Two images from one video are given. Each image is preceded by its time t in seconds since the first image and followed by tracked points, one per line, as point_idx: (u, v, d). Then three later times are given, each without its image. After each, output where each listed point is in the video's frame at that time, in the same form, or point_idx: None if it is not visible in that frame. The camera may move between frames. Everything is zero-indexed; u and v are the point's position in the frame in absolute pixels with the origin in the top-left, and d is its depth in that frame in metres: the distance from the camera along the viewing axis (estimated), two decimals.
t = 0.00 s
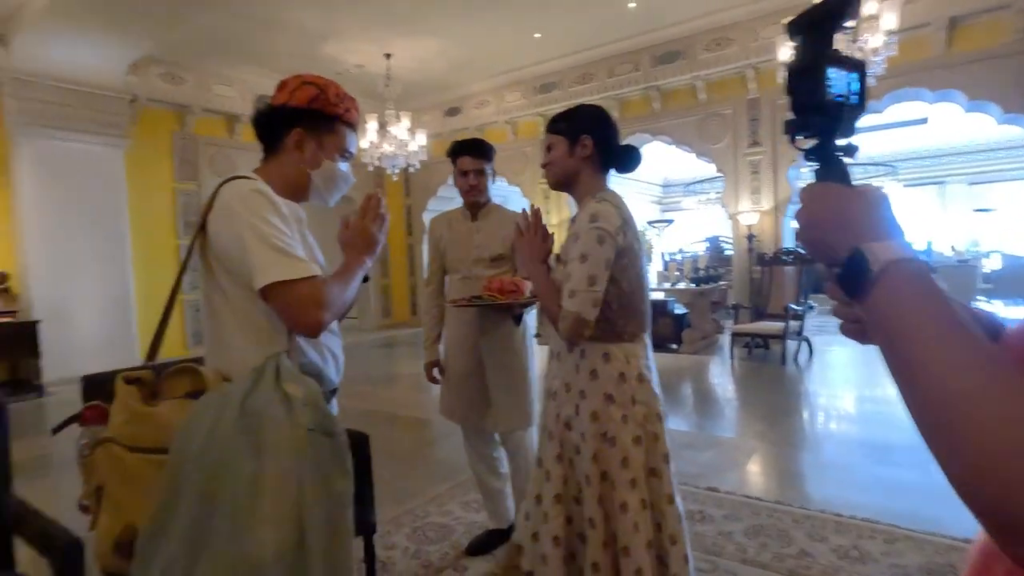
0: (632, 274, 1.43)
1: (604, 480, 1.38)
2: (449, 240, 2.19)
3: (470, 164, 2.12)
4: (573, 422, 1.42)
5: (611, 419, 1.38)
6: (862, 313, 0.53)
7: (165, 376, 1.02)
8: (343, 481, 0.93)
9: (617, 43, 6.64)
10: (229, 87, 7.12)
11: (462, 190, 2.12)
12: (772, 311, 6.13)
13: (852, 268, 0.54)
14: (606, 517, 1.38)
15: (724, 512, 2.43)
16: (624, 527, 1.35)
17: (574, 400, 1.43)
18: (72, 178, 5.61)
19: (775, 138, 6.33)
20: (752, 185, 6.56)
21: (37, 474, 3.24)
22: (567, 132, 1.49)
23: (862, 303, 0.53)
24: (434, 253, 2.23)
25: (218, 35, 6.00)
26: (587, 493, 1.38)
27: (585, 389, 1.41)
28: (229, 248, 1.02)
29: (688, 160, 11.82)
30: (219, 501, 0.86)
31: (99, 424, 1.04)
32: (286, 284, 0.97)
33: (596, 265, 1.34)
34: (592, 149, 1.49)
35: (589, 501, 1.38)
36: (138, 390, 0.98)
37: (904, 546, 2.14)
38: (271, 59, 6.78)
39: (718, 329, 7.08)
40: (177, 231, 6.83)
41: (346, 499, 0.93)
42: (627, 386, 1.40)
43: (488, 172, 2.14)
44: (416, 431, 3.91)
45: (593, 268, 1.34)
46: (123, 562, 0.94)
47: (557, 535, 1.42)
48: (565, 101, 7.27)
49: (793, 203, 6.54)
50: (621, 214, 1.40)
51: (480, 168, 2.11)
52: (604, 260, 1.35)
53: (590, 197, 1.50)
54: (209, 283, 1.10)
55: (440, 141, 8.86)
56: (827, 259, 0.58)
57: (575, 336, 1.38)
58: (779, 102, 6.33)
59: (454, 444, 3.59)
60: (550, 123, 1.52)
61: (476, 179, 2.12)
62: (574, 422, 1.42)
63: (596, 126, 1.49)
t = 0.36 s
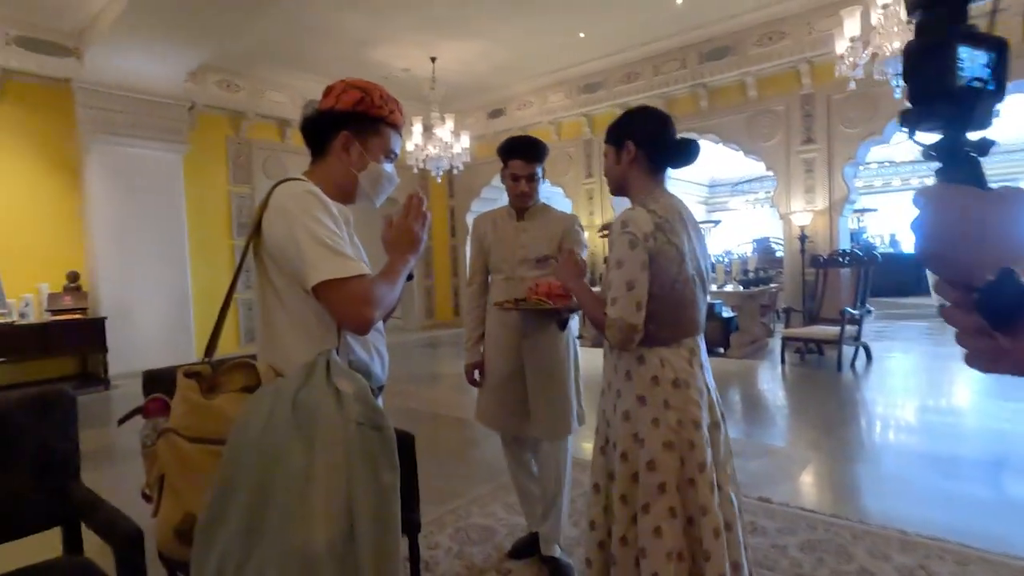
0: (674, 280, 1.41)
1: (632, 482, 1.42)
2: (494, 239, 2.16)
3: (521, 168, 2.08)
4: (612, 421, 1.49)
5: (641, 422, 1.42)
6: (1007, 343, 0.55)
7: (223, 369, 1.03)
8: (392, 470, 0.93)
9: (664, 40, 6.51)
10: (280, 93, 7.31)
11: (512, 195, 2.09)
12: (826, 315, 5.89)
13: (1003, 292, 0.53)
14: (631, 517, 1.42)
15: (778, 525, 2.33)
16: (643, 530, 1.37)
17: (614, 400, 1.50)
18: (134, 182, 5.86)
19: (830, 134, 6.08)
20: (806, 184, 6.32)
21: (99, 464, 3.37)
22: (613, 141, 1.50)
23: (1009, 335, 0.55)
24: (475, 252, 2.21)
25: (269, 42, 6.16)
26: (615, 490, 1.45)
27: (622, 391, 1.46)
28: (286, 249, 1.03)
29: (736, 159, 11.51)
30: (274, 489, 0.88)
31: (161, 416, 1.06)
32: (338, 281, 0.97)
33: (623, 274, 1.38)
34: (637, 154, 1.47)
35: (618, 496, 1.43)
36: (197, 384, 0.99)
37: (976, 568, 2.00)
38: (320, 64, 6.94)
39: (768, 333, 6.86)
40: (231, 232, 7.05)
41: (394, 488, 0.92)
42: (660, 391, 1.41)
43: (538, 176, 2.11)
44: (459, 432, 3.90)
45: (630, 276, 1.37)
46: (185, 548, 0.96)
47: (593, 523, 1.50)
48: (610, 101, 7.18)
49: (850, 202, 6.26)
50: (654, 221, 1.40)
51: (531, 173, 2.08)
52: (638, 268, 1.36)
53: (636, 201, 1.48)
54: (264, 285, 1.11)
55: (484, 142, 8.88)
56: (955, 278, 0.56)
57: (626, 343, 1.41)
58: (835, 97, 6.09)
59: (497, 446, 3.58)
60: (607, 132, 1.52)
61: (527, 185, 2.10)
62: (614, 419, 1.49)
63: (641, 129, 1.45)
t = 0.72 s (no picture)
0: (724, 293, 1.36)
1: (655, 481, 1.36)
2: (511, 242, 2.10)
3: (542, 168, 2.03)
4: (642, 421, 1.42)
5: (676, 426, 1.35)
6: None
7: (233, 378, 1.01)
8: (385, 473, 0.89)
9: (688, 40, 6.41)
10: (304, 98, 7.37)
11: (533, 194, 2.03)
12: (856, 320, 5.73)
13: None
14: (651, 514, 1.37)
15: (810, 541, 2.24)
16: (666, 527, 1.33)
17: (646, 401, 1.43)
18: (161, 186, 5.93)
19: (861, 135, 5.91)
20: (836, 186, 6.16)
21: (123, 465, 3.40)
22: (659, 152, 1.43)
23: None
24: (489, 258, 2.15)
25: (292, 46, 6.21)
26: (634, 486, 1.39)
27: (657, 392, 1.40)
28: (280, 259, 0.97)
29: (762, 160, 11.31)
30: (267, 492, 0.85)
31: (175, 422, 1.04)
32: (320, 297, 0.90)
33: (669, 281, 1.32)
34: (688, 168, 1.41)
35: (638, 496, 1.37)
36: (204, 394, 0.97)
37: None
38: (342, 69, 6.97)
39: (795, 338, 6.71)
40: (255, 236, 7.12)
41: (386, 505, 0.88)
42: (698, 398, 1.35)
43: (561, 177, 2.05)
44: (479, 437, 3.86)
45: (670, 284, 1.32)
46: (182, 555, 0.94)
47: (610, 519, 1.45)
48: (633, 102, 7.09)
49: (881, 204, 6.09)
50: (709, 233, 1.34)
51: (555, 174, 2.03)
52: (684, 279, 1.31)
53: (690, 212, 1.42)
54: (270, 295, 1.07)
55: (506, 145, 8.86)
56: None
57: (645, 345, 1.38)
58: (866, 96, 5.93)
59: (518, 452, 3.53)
60: (655, 141, 1.45)
61: (550, 186, 2.04)
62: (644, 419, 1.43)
63: (697, 143, 1.39)
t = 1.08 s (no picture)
0: (763, 291, 1.32)
1: (692, 485, 1.30)
2: (517, 243, 2.06)
3: (545, 163, 1.98)
4: (674, 423, 1.36)
5: (711, 428, 1.29)
6: None
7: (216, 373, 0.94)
8: (277, 512, 0.73)
9: (711, 36, 6.29)
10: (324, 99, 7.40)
11: (535, 191, 1.99)
12: (885, 321, 5.57)
13: None
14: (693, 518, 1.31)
15: (839, 553, 2.15)
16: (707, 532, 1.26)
17: (678, 404, 1.37)
18: (184, 187, 5.97)
19: (890, 131, 5.75)
20: (863, 183, 6.00)
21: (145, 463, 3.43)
22: (687, 148, 1.37)
23: None
24: (492, 261, 2.12)
25: (312, 49, 6.24)
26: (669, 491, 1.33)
27: (691, 394, 1.34)
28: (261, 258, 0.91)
29: (786, 158, 11.10)
30: (173, 503, 0.74)
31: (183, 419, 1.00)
32: (288, 300, 0.83)
33: (713, 278, 1.26)
34: (718, 167, 1.36)
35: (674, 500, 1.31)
36: (180, 389, 0.92)
37: None
38: (361, 70, 6.98)
39: (820, 339, 6.55)
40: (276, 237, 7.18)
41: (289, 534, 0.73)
42: (734, 399, 1.29)
43: (563, 172, 1.99)
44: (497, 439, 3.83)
45: (710, 279, 1.26)
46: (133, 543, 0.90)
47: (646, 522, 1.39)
48: (654, 100, 6.99)
49: (911, 202, 5.91)
50: (748, 228, 1.29)
51: (556, 168, 1.97)
52: (723, 275, 1.26)
53: (725, 207, 1.37)
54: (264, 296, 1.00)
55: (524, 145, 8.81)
56: None
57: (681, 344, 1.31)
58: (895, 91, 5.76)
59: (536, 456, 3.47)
60: (679, 138, 1.39)
61: (550, 180, 1.98)
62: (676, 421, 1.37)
63: (731, 138, 1.34)
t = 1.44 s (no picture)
0: (772, 289, 1.27)
1: (705, 492, 1.25)
2: (520, 242, 2.02)
3: (546, 159, 1.95)
4: (683, 428, 1.31)
5: (724, 432, 1.24)
6: None
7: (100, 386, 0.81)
8: (75, 561, 0.61)
9: (720, 34, 6.23)
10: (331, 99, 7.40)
11: (535, 187, 1.96)
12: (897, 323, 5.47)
13: None
14: (710, 529, 1.26)
15: (848, 561, 2.10)
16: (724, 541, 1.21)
17: (687, 408, 1.32)
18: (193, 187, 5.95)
19: (902, 129, 5.65)
20: (874, 183, 5.90)
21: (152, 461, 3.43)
22: (690, 145, 1.33)
23: None
24: (497, 259, 2.07)
25: (319, 49, 6.24)
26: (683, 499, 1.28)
27: (700, 398, 1.28)
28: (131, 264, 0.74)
29: (796, 157, 11.00)
30: None
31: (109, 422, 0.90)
32: (138, 322, 0.65)
33: (719, 276, 1.22)
34: (723, 163, 1.31)
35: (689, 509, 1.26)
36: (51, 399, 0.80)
37: None
38: (367, 70, 6.97)
39: (830, 341, 6.46)
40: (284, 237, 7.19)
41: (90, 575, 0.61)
42: (746, 401, 1.24)
43: (566, 168, 1.97)
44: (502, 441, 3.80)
45: (714, 278, 1.22)
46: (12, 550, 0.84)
47: (659, 533, 1.34)
48: (662, 99, 6.93)
49: (924, 201, 5.81)
50: (755, 226, 1.25)
51: (556, 163, 1.94)
52: (729, 273, 1.21)
53: (730, 205, 1.32)
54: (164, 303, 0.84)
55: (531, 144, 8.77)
56: None
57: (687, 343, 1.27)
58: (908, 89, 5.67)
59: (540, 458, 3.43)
60: (680, 135, 1.35)
61: (551, 176, 1.95)
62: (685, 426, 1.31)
63: (735, 132, 1.30)
